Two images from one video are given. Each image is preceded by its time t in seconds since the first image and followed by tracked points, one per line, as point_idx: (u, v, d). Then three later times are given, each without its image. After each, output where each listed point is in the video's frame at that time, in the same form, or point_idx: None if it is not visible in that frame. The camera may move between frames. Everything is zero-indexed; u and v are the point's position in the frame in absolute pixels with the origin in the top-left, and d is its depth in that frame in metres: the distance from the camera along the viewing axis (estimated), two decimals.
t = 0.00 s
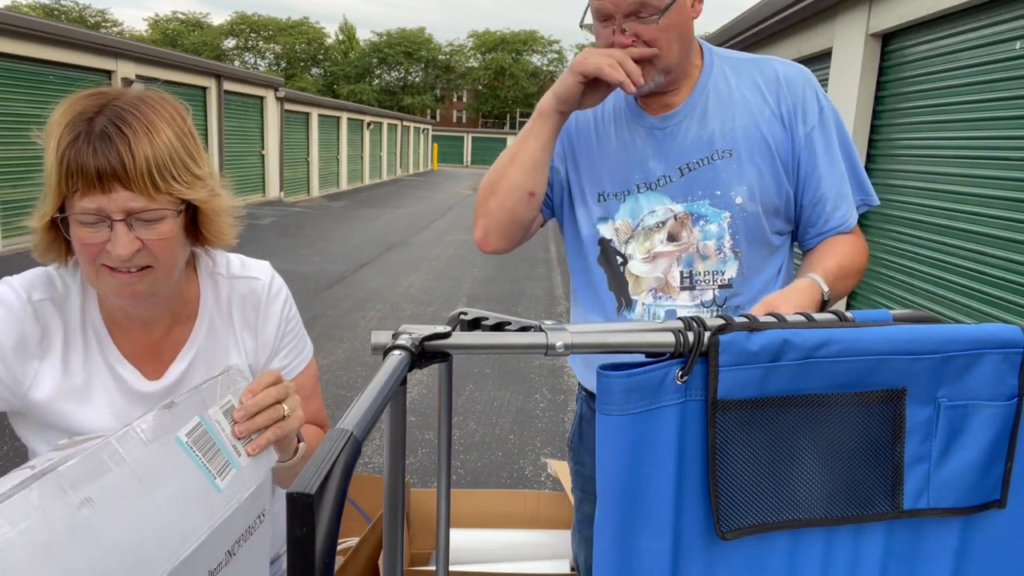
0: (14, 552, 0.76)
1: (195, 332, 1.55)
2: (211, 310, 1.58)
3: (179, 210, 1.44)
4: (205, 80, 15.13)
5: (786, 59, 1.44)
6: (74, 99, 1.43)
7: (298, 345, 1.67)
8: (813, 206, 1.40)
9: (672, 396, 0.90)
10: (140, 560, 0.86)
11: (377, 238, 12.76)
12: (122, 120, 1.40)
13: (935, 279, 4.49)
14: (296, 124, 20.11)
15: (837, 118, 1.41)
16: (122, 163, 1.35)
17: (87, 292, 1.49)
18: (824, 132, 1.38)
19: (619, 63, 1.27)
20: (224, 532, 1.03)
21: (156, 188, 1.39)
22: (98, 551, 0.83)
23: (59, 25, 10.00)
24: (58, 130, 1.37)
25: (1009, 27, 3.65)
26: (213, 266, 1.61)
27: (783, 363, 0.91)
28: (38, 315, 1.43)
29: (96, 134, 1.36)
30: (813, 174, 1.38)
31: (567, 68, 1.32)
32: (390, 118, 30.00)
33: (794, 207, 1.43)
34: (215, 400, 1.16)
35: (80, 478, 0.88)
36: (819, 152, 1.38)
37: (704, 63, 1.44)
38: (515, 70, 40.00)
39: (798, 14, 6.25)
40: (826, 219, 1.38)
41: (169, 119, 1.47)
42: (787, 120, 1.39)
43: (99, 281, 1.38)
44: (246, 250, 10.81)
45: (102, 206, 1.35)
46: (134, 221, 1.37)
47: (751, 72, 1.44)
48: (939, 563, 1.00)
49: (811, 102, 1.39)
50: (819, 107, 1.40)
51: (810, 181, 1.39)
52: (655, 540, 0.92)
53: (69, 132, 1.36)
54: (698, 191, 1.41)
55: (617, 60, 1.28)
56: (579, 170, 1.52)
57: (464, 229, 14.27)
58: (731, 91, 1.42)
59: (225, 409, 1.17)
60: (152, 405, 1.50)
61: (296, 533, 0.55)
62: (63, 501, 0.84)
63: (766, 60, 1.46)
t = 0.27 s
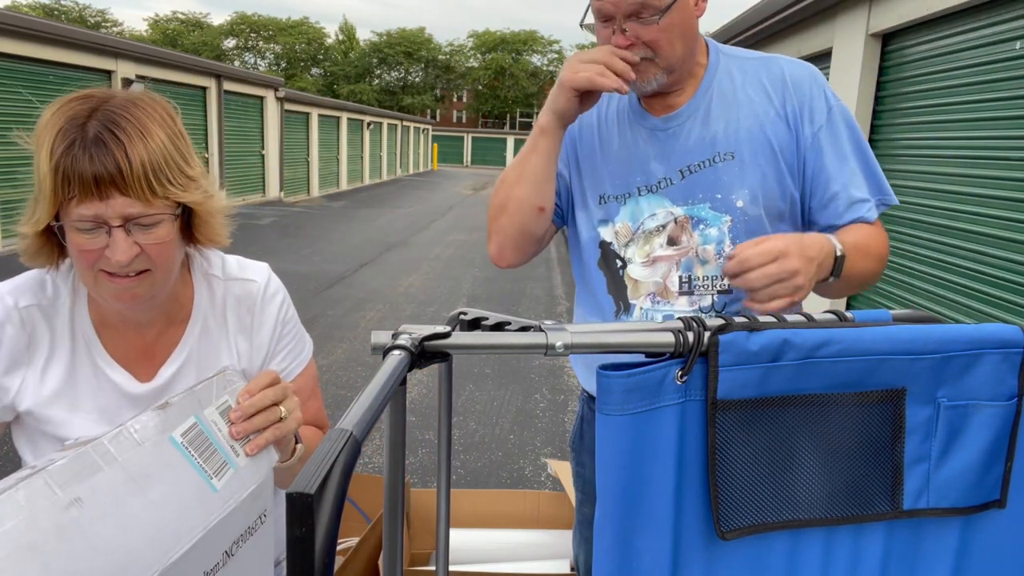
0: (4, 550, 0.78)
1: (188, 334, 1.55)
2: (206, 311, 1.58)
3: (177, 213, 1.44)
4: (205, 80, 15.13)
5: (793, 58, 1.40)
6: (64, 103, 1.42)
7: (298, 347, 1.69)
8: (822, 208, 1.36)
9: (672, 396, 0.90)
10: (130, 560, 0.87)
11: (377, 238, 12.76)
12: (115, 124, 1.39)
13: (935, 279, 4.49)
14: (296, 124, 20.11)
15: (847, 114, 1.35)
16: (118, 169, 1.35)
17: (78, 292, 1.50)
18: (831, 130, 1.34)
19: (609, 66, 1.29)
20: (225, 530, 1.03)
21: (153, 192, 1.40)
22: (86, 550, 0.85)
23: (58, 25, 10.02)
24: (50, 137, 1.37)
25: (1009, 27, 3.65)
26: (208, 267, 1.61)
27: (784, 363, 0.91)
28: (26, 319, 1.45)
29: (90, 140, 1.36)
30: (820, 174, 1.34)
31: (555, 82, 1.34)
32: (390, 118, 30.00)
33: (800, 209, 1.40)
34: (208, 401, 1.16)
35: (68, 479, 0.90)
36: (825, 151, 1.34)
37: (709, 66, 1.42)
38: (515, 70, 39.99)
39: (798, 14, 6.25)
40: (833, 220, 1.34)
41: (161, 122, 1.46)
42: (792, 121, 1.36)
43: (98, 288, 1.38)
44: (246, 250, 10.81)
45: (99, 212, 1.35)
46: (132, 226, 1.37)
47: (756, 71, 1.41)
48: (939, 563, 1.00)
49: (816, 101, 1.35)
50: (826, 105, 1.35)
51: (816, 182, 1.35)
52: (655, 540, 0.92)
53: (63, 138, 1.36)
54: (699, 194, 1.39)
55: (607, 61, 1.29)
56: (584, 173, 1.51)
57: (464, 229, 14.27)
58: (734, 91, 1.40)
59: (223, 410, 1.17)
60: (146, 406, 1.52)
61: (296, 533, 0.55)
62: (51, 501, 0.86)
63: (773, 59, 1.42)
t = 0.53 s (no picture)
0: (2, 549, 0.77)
1: (194, 330, 1.56)
2: (213, 308, 1.59)
3: (186, 211, 1.46)
4: (205, 80, 15.14)
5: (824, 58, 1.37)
6: (88, 97, 1.46)
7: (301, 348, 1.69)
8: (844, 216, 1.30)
9: (672, 396, 0.90)
10: (128, 559, 0.85)
11: (377, 238, 12.76)
12: (134, 120, 1.42)
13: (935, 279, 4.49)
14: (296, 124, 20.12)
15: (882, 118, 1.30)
16: (132, 163, 1.38)
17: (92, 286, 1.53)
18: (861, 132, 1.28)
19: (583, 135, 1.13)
20: (223, 530, 1.02)
21: (164, 189, 1.42)
22: (84, 549, 0.83)
23: (58, 26, 10.02)
24: (71, 127, 1.40)
25: (1009, 27, 3.65)
26: (216, 265, 1.62)
27: (784, 363, 0.91)
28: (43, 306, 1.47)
29: (107, 134, 1.38)
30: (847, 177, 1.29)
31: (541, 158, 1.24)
32: (390, 118, 30.01)
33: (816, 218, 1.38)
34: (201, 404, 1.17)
35: (66, 479, 0.90)
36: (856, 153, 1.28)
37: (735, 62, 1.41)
38: (515, 70, 39.99)
39: (798, 14, 6.25)
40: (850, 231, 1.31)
41: (180, 120, 1.49)
42: (816, 125, 1.34)
43: (108, 280, 1.40)
44: (246, 250, 10.82)
45: (110, 204, 1.37)
46: (141, 220, 1.39)
47: (785, 71, 1.38)
48: (939, 563, 1.00)
49: (850, 103, 1.31)
50: (860, 108, 1.30)
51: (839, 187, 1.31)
52: (655, 540, 0.92)
53: (82, 129, 1.38)
54: (710, 198, 1.39)
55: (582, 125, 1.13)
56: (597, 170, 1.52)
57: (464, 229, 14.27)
58: (758, 92, 1.38)
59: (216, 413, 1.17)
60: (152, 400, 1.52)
61: (296, 533, 0.55)
62: (47, 501, 0.85)
63: (804, 59, 1.40)
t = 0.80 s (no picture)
0: (1, 551, 0.76)
1: (211, 329, 1.66)
2: (229, 310, 1.68)
3: (213, 218, 1.56)
4: (205, 80, 15.15)
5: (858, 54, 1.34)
6: (130, 103, 1.56)
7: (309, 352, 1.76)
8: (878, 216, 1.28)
9: (672, 396, 0.90)
10: (131, 562, 0.85)
11: (377, 238, 12.76)
12: (171, 127, 1.52)
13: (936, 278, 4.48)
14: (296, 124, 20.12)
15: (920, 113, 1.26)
16: (165, 168, 1.47)
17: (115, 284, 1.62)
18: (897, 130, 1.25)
19: (587, 251, 1.17)
20: (223, 532, 1.03)
21: (194, 195, 1.51)
22: (87, 550, 0.82)
23: (58, 25, 10.03)
24: (112, 130, 1.50)
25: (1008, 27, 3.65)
26: (236, 269, 1.72)
27: (783, 363, 0.91)
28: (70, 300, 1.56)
29: (145, 137, 1.48)
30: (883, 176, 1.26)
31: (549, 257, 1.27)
32: (390, 119, 30.01)
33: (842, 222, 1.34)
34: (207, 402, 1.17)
35: (69, 478, 0.88)
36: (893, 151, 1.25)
37: (761, 54, 1.38)
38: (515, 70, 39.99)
39: (798, 14, 6.25)
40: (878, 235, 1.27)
41: (214, 129, 1.59)
42: (846, 123, 1.30)
43: (131, 280, 1.49)
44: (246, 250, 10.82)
45: (140, 206, 1.46)
46: (169, 224, 1.49)
47: (812, 66, 1.35)
48: (939, 563, 1.00)
49: (886, 98, 1.28)
50: (896, 102, 1.27)
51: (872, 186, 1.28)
52: (655, 540, 0.92)
53: (122, 133, 1.48)
54: (725, 197, 1.36)
55: (587, 238, 1.16)
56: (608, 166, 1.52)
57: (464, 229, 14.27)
58: (783, 87, 1.35)
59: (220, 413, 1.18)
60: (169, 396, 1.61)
61: (296, 533, 0.55)
62: (49, 501, 0.84)
63: (832, 51, 1.37)
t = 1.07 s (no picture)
0: (5, 550, 0.75)
1: (218, 332, 1.67)
2: (237, 313, 1.71)
3: (224, 225, 1.60)
4: (205, 80, 15.15)
5: (866, 50, 1.28)
6: (145, 107, 1.60)
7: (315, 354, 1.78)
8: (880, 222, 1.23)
9: (672, 396, 0.90)
10: (130, 563, 0.86)
11: (377, 238, 12.76)
12: (186, 133, 1.56)
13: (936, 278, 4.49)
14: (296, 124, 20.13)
15: (927, 113, 1.20)
16: (177, 173, 1.51)
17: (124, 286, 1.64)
18: (901, 132, 1.20)
19: (523, 264, 1.24)
20: (223, 531, 1.04)
21: (205, 202, 1.56)
22: (88, 548, 0.82)
23: (58, 25, 10.04)
24: (126, 133, 1.54)
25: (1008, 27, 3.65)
26: (244, 272, 1.74)
27: (784, 363, 0.91)
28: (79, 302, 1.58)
29: (159, 142, 1.52)
30: (886, 180, 1.21)
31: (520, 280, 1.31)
32: (390, 119, 30.01)
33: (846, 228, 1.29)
34: (210, 400, 1.18)
35: (71, 477, 0.88)
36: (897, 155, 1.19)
37: (763, 51, 1.35)
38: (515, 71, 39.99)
39: (798, 14, 6.24)
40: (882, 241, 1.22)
41: (227, 135, 1.63)
42: (850, 124, 1.25)
43: (140, 284, 1.52)
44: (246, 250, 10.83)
45: (151, 210, 1.51)
46: (179, 229, 1.53)
47: (815, 63, 1.31)
48: (939, 563, 1.00)
49: (891, 98, 1.22)
50: (903, 103, 1.21)
51: (875, 191, 1.23)
52: (655, 540, 0.92)
53: (136, 136, 1.52)
54: (722, 201, 1.33)
55: (522, 252, 1.25)
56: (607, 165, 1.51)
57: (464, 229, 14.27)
58: (785, 85, 1.31)
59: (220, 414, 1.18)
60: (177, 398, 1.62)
61: (295, 533, 0.55)
62: (52, 499, 0.84)
63: (838, 47, 1.32)
